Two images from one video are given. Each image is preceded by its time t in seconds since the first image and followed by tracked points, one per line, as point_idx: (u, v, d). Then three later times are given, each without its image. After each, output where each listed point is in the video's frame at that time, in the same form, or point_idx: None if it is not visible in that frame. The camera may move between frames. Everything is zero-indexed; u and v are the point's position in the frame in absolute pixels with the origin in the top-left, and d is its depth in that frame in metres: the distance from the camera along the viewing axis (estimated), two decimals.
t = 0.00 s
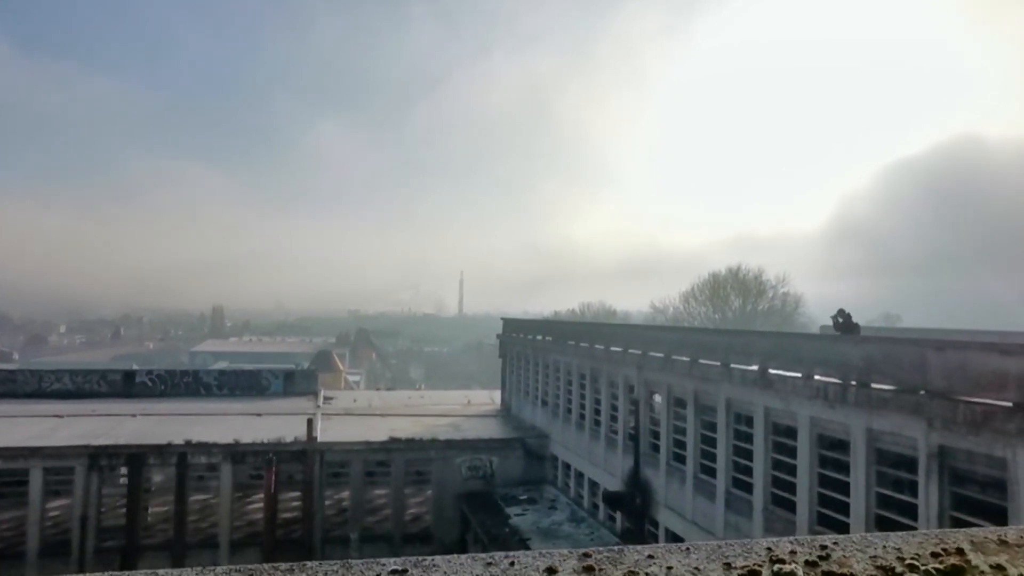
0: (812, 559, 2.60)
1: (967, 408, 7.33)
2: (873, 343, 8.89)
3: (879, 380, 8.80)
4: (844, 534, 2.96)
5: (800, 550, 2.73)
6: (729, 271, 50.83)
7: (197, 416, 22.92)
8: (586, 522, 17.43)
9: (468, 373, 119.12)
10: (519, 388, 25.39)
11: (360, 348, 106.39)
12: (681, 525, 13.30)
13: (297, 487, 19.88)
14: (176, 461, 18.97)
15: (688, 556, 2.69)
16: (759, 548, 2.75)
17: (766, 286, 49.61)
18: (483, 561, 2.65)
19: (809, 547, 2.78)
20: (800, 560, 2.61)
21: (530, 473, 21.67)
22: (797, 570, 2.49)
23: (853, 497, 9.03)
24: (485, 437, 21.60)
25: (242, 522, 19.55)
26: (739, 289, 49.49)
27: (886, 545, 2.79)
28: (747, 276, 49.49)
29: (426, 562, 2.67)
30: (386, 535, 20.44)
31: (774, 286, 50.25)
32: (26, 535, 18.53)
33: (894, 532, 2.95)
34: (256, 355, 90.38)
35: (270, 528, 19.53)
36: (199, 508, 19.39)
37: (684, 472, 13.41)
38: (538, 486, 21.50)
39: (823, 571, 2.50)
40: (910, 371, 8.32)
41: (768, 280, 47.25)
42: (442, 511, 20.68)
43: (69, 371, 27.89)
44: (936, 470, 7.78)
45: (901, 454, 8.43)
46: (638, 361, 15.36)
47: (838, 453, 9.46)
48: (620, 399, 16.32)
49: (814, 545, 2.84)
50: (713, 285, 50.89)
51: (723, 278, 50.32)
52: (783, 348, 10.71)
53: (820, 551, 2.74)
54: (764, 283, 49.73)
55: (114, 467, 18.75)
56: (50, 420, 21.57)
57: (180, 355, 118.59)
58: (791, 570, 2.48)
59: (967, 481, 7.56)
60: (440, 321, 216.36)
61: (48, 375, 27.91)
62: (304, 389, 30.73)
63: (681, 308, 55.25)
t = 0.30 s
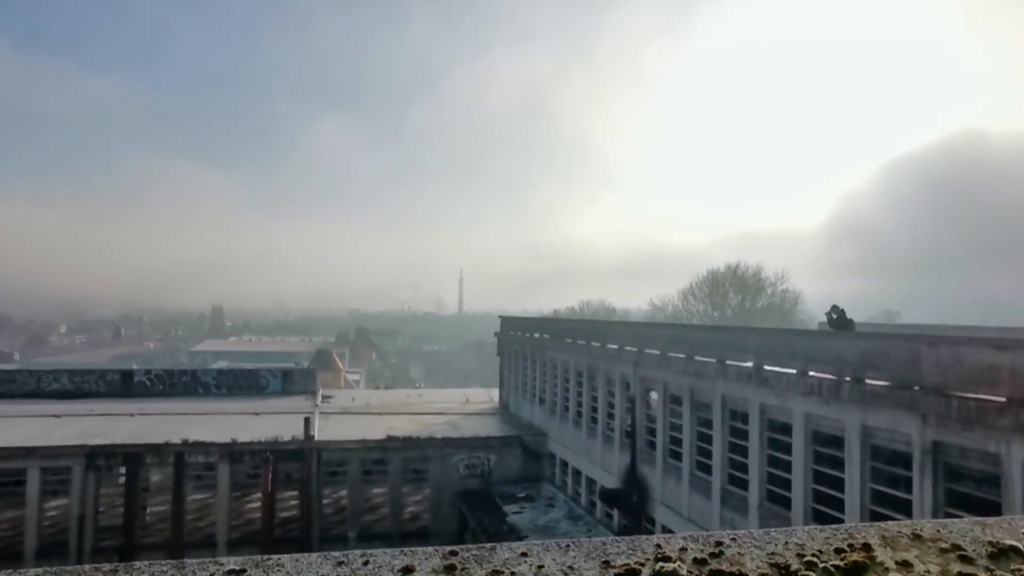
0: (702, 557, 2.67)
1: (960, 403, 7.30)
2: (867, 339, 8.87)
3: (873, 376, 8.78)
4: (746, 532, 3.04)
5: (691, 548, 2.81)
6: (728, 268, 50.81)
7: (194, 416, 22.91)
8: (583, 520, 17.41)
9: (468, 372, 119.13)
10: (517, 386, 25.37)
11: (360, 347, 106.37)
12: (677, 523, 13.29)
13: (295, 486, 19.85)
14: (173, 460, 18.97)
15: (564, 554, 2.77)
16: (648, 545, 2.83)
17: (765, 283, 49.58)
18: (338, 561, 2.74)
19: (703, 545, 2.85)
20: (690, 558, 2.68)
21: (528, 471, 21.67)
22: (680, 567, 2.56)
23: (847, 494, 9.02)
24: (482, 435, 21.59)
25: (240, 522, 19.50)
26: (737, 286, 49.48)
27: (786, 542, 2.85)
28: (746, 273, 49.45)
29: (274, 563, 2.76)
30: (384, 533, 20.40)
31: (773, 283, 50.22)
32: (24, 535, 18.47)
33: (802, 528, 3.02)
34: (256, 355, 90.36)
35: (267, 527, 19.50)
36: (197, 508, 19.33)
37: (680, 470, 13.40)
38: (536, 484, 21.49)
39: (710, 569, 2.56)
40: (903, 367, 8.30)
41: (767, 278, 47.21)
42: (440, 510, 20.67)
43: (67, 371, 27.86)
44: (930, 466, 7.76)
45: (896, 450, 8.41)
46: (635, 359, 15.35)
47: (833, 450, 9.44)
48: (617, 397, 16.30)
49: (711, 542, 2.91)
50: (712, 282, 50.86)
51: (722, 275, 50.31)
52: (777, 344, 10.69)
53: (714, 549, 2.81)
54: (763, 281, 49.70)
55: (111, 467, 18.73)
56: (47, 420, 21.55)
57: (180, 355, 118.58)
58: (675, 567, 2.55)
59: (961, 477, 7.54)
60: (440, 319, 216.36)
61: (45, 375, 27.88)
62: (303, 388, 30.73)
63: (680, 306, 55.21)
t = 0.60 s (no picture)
0: None
1: (954, 404, 7.23)
2: (862, 339, 8.81)
3: (868, 376, 8.71)
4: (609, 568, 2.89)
5: None
6: (728, 267, 50.75)
7: (192, 416, 22.87)
8: (581, 520, 17.35)
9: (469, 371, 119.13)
10: (516, 386, 25.32)
11: (360, 347, 106.34)
12: (674, 523, 13.23)
13: (292, 486, 19.82)
14: (169, 461, 18.94)
15: None
16: None
17: (765, 282, 49.51)
18: None
19: None
20: None
21: (526, 471, 21.63)
22: None
23: (842, 495, 8.95)
24: (480, 435, 21.56)
25: (237, 522, 19.40)
26: (738, 285, 49.43)
27: None
28: (746, 272, 49.39)
29: None
30: (382, 534, 20.26)
31: (774, 282, 50.17)
32: (19, 536, 18.35)
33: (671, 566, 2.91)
34: (257, 354, 90.29)
35: (265, 528, 19.42)
36: (194, 509, 19.23)
37: (676, 470, 13.34)
38: (534, 484, 21.44)
39: None
40: (898, 367, 8.23)
41: (767, 276, 47.17)
42: (437, 510, 20.62)
43: (65, 372, 27.83)
44: (925, 467, 7.69)
45: (891, 450, 8.35)
46: (631, 359, 15.30)
47: (829, 450, 9.38)
48: (614, 397, 16.25)
49: None
50: (712, 281, 50.80)
51: (722, 274, 50.25)
52: (773, 344, 10.63)
53: None
54: (763, 279, 49.63)
55: (107, 468, 18.70)
56: (45, 421, 21.51)
57: (181, 354, 118.59)
58: None
59: (956, 478, 7.47)
60: (441, 319, 216.33)
61: (43, 375, 27.84)
62: (301, 388, 30.71)
63: (680, 305, 55.14)
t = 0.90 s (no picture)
0: None
1: (951, 401, 7.15)
2: (859, 335, 8.73)
3: (866, 373, 8.63)
4: None
5: None
6: (732, 264, 50.60)
7: (194, 415, 22.91)
8: (582, 518, 17.31)
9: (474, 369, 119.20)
10: (518, 383, 25.27)
11: (365, 345, 106.47)
12: (674, 521, 13.18)
13: (293, 485, 19.96)
14: (171, 460, 18.99)
15: None
16: None
17: (770, 279, 49.34)
18: None
19: None
20: None
21: (528, 469, 21.61)
22: None
23: (840, 493, 8.88)
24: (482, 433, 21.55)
25: (239, 521, 19.40)
26: (742, 282, 49.26)
27: None
28: (750, 269, 49.23)
29: None
30: (384, 532, 20.18)
31: (778, 279, 50.00)
32: (22, 535, 18.40)
33: None
34: (263, 352, 90.56)
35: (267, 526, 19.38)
36: (196, 508, 19.24)
37: (676, 468, 13.28)
38: (536, 482, 21.41)
39: None
40: (896, 364, 8.15)
41: (771, 273, 47.02)
42: (439, 508, 20.61)
43: (69, 371, 27.93)
44: (923, 465, 7.62)
45: (888, 448, 8.28)
46: (631, 356, 15.24)
47: (827, 448, 9.31)
48: (614, 394, 16.18)
49: None
50: (716, 277, 50.64)
51: (726, 270, 50.09)
52: (771, 341, 10.56)
53: None
54: (767, 276, 49.46)
55: (109, 467, 18.77)
56: (48, 420, 21.59)
57: (188, 353, 119.01)
58: None
59: (954, 477, 7.40)
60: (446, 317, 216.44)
61: (48, 375, 27.94)
62: (304, 386, 30.75)
63: (684, 302, 54.99)
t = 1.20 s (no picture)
0: None
1: (948, 400, 7.08)
2: (858, 333, 8.64)
3: (864, 372, 8.55)
4: None
5: None
6: (738, 261, 50.37)
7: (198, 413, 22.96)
8: (584, 517, 17.26)
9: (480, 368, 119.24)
10: (521, 381, 25.23)
11: (372, 343, 106.70)
12: (674, 520, 13.12)
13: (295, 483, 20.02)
14: (174, 458, 19.05)
15: None
16: None
17: (776, 276, 49.12)
18: None
19: None
20: None
21: (531, 467, 21.58)
22: None
23: (839, 492, 8.81)
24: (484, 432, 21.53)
25: (242, 519, 19.44)
26: (748, 280, 49.02)
27: None
28: (756, 267, 49.01)
29: None
30: (387, 531, 20.20)
31: (784, 276, 49.76)
32: (27, 534, 18.48)
33: None
34: (270, 351, 90.79)
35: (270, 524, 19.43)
36: (200, 507, 19.28)
37: (676, 466, 13.22)
38: (538, 480, 21.37)
39: None
40: (894, 362, 8.07)
41: (777, 271, 46.80)
42: (442, 507, 20.60)
43: (75, 370, 28.05)
44: (921, 465, 7.54)
45: (887, 447, 8.20)
46: (632, 354, 15.18)
47: (826, 447, 9.23)
48: (616, 393, 16.12)
49: None
50: (722, 275, 50.44)
51: (732, 268, 49.88)
52: (770, 339, 10.49)
53: None
54: (774, 274, 49.23)
55: (113, 466, 18.83)
56: (52, 419, 21.68)
57: (196, 351, 119.43)
58: None
59: (952, 476, 7.32)
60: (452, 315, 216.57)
61: (53, 374, 28.05)
62: (309, 385, 30.80)
63: (690, 300, 54.78)
